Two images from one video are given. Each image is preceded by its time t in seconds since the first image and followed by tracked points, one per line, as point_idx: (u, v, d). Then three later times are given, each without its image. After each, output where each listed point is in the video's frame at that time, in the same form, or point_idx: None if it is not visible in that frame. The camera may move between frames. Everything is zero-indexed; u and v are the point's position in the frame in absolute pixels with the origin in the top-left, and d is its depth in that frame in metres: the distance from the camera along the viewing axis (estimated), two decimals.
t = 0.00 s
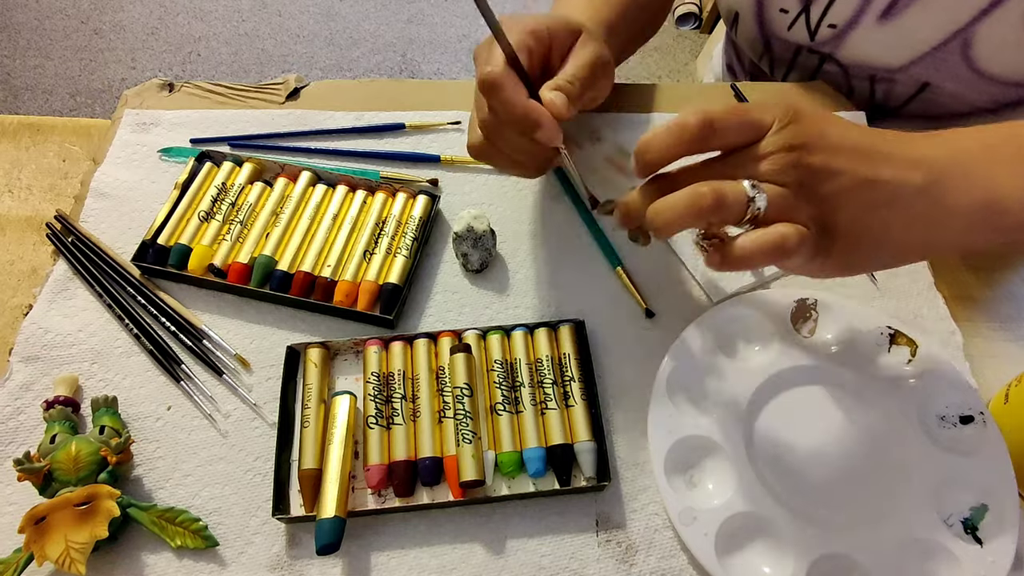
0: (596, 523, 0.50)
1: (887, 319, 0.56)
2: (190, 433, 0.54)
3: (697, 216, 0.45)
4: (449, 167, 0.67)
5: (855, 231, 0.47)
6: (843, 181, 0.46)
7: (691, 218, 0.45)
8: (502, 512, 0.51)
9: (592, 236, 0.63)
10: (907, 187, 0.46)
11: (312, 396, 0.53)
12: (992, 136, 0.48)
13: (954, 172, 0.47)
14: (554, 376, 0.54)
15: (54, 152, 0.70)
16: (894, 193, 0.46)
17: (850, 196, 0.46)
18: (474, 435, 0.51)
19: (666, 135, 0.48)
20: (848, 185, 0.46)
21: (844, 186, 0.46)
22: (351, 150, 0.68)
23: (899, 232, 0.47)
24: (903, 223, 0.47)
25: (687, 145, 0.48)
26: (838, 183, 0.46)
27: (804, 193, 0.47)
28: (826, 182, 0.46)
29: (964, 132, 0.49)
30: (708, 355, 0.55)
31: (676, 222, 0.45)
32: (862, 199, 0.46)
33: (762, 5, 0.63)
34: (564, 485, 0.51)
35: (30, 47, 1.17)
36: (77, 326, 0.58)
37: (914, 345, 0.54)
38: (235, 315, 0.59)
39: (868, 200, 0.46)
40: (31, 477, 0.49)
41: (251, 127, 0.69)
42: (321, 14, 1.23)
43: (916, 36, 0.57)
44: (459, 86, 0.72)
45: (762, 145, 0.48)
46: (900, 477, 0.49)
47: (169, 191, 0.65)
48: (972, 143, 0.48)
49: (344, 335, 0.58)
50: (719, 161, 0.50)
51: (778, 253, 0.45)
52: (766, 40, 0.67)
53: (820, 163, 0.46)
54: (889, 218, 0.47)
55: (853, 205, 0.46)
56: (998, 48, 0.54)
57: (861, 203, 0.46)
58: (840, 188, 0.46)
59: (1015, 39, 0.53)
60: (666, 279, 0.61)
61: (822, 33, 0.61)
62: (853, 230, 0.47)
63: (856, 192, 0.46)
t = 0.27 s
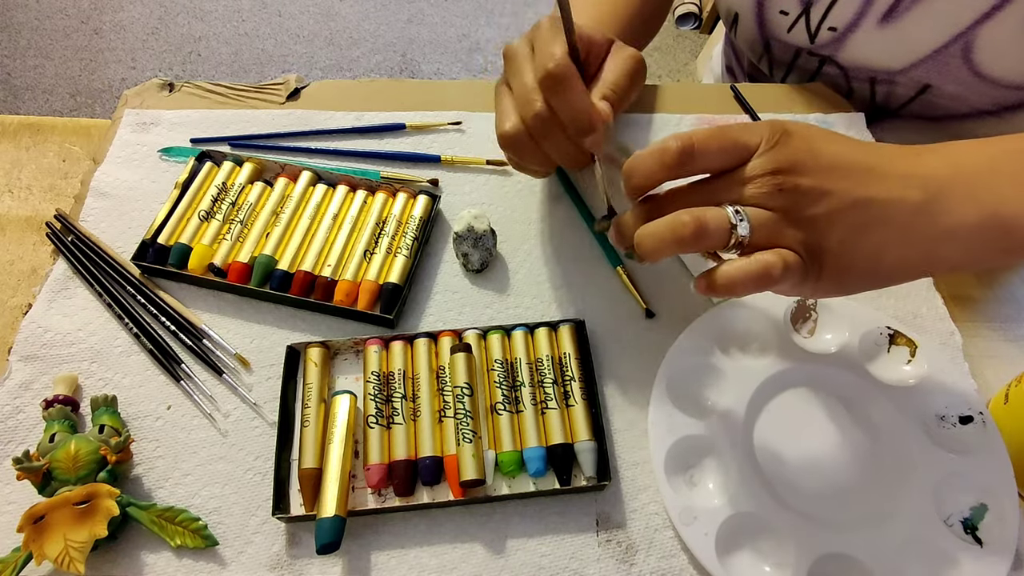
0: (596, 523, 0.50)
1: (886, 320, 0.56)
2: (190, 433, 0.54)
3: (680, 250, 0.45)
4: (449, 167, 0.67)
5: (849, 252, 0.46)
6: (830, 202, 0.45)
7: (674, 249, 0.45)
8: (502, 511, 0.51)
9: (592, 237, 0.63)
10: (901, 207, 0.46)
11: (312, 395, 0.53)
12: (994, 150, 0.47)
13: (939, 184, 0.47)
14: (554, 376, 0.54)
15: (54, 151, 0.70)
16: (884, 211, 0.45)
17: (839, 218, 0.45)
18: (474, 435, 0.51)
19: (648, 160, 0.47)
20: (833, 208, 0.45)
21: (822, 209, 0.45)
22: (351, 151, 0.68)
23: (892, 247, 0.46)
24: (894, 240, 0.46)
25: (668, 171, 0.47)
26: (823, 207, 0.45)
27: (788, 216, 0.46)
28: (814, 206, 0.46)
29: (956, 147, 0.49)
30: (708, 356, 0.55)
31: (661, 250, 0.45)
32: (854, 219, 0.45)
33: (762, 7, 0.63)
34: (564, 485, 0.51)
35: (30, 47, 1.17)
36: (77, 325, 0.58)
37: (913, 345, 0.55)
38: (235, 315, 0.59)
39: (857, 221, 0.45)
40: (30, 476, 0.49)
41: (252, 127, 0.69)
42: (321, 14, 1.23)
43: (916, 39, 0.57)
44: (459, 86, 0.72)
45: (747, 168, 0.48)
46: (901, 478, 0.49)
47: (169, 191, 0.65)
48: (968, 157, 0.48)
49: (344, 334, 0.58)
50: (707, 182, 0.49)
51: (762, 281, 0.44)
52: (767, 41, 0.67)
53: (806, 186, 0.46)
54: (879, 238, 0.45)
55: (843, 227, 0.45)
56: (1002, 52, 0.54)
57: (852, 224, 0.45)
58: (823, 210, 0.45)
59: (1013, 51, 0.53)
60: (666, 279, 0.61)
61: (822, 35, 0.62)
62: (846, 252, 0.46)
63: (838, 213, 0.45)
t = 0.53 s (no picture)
0: (596, 523, 0.50)
1: (886, 320, 0.56)
2: (190, 433, 0.54)
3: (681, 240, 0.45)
4: (449, 167, 0.67)
5: (850, 252, 0.46)
6: (834, 203, 0.45)
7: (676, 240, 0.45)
8: (502, 511, 0.51)
9: (592, 237, 0.63)
10: (906, 208, 0.46)
11: (312, 395, 0.53)
12: (997, 149, 0.47)
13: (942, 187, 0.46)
14: (554, 376, 0.54)
15: (54, 152, 0.70)
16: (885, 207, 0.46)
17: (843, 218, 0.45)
18: (474, 435, 0.51)
19: (654, 151, 0.48)
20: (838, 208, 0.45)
21: (824, 206, 0.45)
22: (351, 151, 0.68)
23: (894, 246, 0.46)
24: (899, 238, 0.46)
25: (674, 163, 0.47)
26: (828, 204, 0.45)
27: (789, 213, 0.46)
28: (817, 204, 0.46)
29: (960, 145, 0.49)
30: (708, 355, 0.55)
31: (666, 242, 0.45)
32: (857, 221, 0.45)
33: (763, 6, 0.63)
34: (564, 485, 0.51)
35: (30, 47, 1.17)
36: (77, 325, 0.58)
37: (914, 344, 0.55)
38: (235, 315, 0.59)
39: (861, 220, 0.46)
40: (30, 476, 0.49)
41: (251, 127, 0.69)
42: (321, 14, 1.23)
43: (917, 37, 0.57)
44: (459, 86, 0.72)
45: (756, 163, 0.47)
46: (902, 478, 0.49)
47: (169, 191, 0.65)
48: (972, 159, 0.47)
49: (344, 334, 0.58)
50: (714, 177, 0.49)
51: (770, 278, 0.44)
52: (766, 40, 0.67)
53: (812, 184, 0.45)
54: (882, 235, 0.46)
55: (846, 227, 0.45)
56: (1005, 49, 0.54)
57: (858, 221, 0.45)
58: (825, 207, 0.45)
59: (1014, 47, 0.53)
60: (666, 280, 0.61)
61: (822, 35, 0.62)
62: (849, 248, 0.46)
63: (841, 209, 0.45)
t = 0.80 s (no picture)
0: (596, 523, 0.50)
1: (885, 320, 0.56)
2: (190, 433, 0.54)
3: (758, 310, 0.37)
4: (449, 167, 0.67)
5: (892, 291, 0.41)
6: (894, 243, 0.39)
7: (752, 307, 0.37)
8: (502, 511, 0.51)
9: (592, 237, 0.63)
10: (944, 221, 0.41)
11: (312, 395, 0.53)
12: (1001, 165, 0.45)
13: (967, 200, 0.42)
14: (555, 376, 0.54)
15: (54, 152, 0.70)
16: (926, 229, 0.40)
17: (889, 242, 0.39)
18: (474, 435, 0.51)
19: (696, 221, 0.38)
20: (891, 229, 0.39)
21: (879, 227, 0.38)
22: (351, 151, 0.68)
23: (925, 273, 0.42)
24: (930, 264, 0.42)
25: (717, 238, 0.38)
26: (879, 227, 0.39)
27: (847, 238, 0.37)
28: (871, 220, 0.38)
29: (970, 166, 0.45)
30: (707, 355, 0.55)
31: (764, 311, 0.37)
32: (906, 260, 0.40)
33: (761, 5, 0.64)
34: (564, 485, 0.51)
35: (30, 47, 1.17)
36: (77, 325, 0.58)
37: (914, 345, 0.55)
38: (235, 315, 0.59)
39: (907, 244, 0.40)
40: (30, 476, 0.49)
41: (251, 127, 0.69)
42: (321, 14, 1.23)
43: (916, 35, 0.57)
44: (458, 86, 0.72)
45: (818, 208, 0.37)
46: (902, 478, 0.49)
47: (169, 191, 0.65)
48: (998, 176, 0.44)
49: (344, 334, 0.58)
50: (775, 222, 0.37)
51: (840, 325, 0.38)
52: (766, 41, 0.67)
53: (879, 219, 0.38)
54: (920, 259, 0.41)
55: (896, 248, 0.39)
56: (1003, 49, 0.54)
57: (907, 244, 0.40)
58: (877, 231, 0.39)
59: (1011, 50, 0.53)
60: (666, 280, 0.61)
61: (820, 34, 0.62)
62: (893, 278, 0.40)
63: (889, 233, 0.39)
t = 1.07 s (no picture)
0: (596, 523, 0.50)
1: (886, 320, 0.56)
2: (190, 432, 0.54)
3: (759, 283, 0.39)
4: (449, 167, 0.67)
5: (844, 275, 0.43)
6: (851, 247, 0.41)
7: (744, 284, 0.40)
8: (502, 511, 0.51)
9: (592, 238, 0.63)
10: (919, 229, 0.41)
11: (312, 395, 0.53)
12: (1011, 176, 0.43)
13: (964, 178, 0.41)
14: (554, 376, 0.54)
15: (54, 151, 0.70)
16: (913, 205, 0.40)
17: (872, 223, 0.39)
18: (474, 435, 0.51)
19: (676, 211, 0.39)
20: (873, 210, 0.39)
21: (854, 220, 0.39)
22: (351, 151, 0.68)
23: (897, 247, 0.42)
24: (910, 239, 0.42)
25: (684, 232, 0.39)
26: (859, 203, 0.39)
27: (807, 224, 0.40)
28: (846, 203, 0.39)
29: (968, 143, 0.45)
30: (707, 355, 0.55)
31: (766, 295, 0.39)
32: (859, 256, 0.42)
33: (757, 9, 0.63)
34: (564, 485, 0.51)
35: (30, 47, 1.17)
36: (77, 325, 0.58)
37: (914, 345, 0.54)
38: (235, 315, 0.59)
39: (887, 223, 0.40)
40: (30, 476, 0.49)
41: (251, 127, 0.69)
42: (321, 14, 1.23)
43: (909, 42, 0.57)
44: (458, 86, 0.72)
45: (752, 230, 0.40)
46: (902, 478, 0.49)
47: (169, 191, 0.65)
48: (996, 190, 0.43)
49: (344, 334, 0.58)
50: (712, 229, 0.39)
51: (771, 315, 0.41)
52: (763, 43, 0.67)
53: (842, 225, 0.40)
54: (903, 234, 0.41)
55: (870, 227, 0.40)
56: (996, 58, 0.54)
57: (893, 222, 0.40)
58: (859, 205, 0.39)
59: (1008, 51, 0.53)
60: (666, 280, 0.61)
61: (816, 38, 0.62)
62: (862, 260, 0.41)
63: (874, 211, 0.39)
